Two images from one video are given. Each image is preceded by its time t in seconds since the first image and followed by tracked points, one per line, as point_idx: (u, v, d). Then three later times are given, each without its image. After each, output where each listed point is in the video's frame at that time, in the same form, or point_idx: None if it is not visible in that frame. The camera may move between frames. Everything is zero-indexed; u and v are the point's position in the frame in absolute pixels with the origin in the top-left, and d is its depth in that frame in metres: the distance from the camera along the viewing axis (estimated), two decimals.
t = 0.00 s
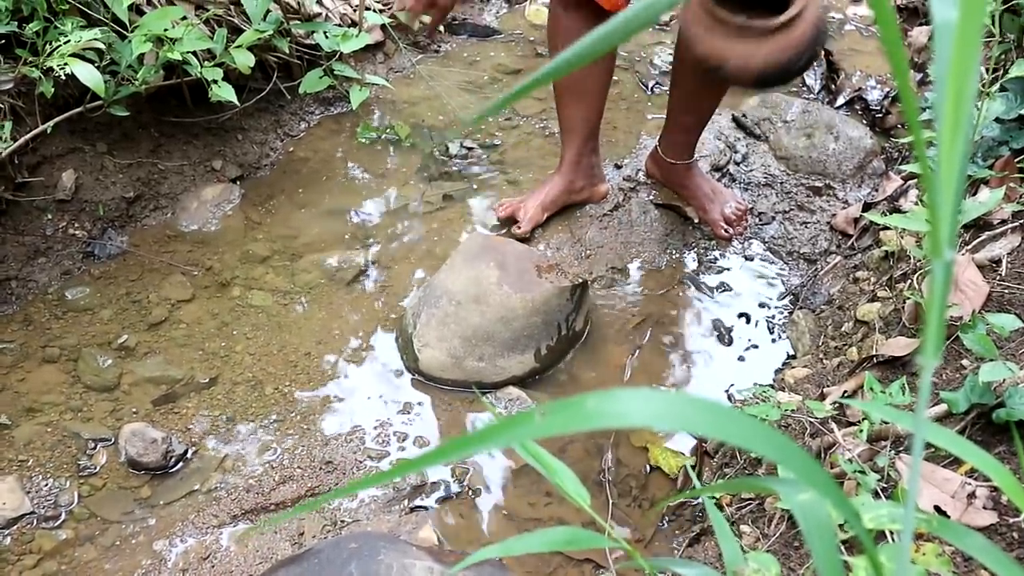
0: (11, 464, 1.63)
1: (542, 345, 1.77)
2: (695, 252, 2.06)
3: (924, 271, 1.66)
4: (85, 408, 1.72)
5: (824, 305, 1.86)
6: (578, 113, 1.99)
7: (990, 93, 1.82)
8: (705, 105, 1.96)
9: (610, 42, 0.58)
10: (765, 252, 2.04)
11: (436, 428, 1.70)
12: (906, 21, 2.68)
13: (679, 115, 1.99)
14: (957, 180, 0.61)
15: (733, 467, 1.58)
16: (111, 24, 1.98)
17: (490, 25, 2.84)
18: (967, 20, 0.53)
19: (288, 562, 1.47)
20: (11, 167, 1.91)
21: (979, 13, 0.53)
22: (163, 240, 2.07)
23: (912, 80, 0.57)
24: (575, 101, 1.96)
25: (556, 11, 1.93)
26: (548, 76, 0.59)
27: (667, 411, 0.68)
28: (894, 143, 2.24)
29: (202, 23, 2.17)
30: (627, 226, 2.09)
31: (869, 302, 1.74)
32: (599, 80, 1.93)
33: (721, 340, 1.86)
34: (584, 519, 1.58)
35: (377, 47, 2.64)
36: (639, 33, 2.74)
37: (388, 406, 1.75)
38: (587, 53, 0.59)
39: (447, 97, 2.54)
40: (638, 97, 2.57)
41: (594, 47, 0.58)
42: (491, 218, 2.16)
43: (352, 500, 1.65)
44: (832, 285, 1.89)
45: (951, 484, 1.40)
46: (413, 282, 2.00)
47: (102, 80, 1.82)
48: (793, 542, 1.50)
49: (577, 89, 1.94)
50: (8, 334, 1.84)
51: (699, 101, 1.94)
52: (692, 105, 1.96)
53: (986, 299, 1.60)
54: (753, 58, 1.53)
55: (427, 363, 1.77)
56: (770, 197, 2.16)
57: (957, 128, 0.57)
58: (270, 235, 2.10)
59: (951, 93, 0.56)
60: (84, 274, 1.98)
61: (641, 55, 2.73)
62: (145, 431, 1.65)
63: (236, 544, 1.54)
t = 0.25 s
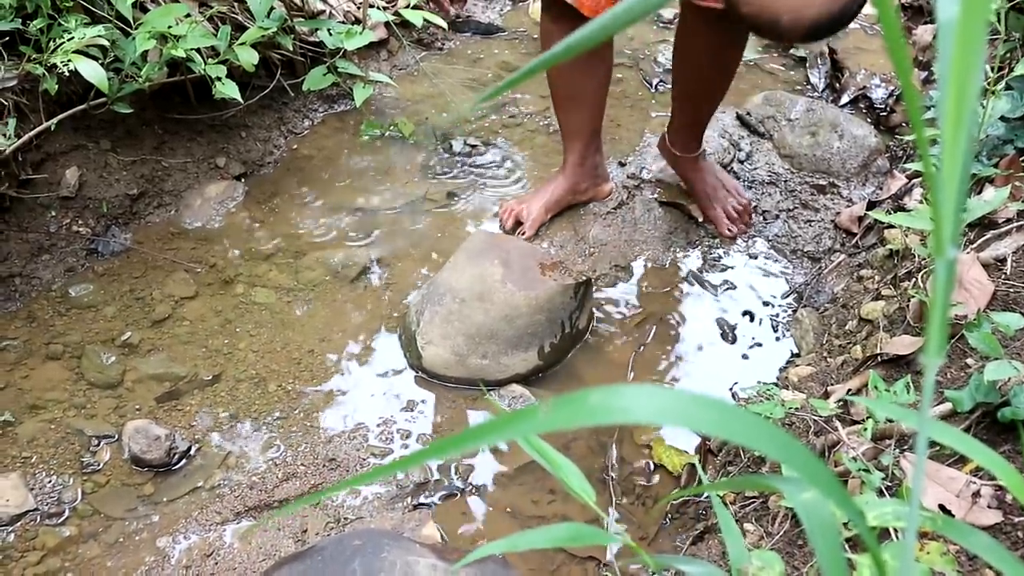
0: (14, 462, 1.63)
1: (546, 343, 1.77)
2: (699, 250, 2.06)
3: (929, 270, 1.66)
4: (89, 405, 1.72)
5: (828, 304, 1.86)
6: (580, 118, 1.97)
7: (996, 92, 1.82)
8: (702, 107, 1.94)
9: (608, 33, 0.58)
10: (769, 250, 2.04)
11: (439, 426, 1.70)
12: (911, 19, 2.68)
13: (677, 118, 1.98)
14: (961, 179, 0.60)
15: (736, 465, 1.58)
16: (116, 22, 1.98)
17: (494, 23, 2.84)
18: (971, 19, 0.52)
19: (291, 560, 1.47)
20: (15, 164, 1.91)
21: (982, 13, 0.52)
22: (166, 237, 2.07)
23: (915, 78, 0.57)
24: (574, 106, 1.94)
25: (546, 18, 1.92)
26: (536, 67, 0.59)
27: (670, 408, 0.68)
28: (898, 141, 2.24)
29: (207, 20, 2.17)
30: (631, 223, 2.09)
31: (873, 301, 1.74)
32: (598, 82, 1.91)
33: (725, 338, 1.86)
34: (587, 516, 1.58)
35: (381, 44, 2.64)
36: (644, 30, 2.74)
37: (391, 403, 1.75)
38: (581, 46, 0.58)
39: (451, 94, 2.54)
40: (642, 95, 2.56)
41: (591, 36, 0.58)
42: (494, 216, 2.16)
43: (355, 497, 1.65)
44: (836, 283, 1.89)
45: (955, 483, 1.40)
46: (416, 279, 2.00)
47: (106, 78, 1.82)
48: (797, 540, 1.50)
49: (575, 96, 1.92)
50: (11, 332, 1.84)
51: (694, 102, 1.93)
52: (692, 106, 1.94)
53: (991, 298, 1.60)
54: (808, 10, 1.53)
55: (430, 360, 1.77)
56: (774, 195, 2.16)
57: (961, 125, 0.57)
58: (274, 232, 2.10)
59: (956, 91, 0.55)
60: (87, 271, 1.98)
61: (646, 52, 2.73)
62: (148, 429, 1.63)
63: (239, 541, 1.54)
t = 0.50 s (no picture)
0: (35, 451, 1.64)
1: (563, 336, 1.77)
2: (716, 243, 2.05)
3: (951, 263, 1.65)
4: (109, 396, 1.73)
5: (847, 297, 1.85)
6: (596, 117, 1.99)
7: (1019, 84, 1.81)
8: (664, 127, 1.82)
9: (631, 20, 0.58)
10: (787, 244, 2.03)
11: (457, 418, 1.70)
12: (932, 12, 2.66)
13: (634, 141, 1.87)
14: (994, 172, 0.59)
15: (754, 459, 1.57)
16: (135, 14, 1.99)
17: (512, 16, 2.84)
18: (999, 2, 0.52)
19: (310, 551, 1.48)
20: (35, 156, 1.93)
21: None
22: (184, 229, 2.07)
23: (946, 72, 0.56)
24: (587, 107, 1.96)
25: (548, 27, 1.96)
26: (549, 64, 0.58)
27: (691, 399, 0.68)
28: (919, 136, 2.21)
29: (225, 13, 2.18)
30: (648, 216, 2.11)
31: (893, 295, 1.73)
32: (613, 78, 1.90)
33: (743, 331, 1.85)
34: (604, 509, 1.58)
35: (399, 37, 2.65)
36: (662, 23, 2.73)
37: (409, 396, 1.75)
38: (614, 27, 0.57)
39: (469, 87, 2.55)
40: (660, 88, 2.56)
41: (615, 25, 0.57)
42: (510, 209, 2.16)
43: (373, 489, 1.65)
44: (855, 277, 1.88)
45: (975, 477, 1.40)
46: (434, 272, 2.00)
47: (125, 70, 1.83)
48: (816, 534, 1.50)
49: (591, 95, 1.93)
50: (32, 322, 1.85)
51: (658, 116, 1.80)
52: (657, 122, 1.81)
53: (1012, 292, 1.59)
54: None
55: (448, 353, 1.77)
56: (793, 188, 2.15)
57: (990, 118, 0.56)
58: (291, 224, 2.11)
59: (984, 85, 0.54)
60: (107, 263, 1.99)
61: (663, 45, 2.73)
62: (167, 420, 1.66)
63: (258, 532, 1.55)
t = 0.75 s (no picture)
0: (39, 446, 1.64)
1: (566, 330, 1.77)
2: (719, 238, 2.05)
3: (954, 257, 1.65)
4: (112, 390, 1.74)
5: (850, 292, 1.84)
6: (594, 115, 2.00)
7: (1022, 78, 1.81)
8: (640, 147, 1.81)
9: (631, 19, 0.58)
10: (790, 238, 2.03)
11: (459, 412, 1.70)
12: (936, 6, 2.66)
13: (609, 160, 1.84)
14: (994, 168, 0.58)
15: (757, 453, 1.57)
16: (138, 9, 1.99)
17: (515, 11, 2.84)
18: None
19: (312, 545, 1.48)
20: (39, 151, 1.93)
21: None
22: (188, 224, 2.08)
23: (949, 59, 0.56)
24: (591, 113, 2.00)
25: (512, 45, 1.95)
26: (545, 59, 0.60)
27: (695, 390, 0.68)
28: (922, 129, 2.21)
29: (228, 8, 2.18)
30: (651, 211, 2.11)
31: (895, 289, 1.73)
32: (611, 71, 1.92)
33: (745, 326, 1.85)
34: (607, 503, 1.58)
35: (402, 32, 2.65)
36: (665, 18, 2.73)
37: (412, 390, 1.75)
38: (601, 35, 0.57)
39: (472, 82, 2.55)
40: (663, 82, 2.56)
41: (599, 32, 0.57)
42: (513, 204, 2.15)
43: (376, 483, 1.66)
44: (858, 271, 1.87)
45: (979, 471, 1.40)
46: (437, 266, 2.00)
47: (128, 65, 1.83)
48: (818, 528, 1.50)
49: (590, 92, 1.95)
50: (36, 317, 1.85)
51: (634, 137, 1.78)
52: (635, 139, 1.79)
53: (1015, 285, 1.59)
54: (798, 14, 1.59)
55: (451, 348, 1.77)
56: (796, 183, 2.15)
57: (994, 104, 0.56)
58: (294, 219, 2.11)
59: (989, 67, 0.54)
60: (110, 258, 1.99)
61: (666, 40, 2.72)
62: (170, 414, 1.66)
63: (261, 525, 1.55)
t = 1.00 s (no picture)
0: (41, 439, 1.65)
1: (567, 325, 1.78)
2: (720, 233, 2.05)
3: (955, 251, 1.65)
4: (114, 383, 1.74)
5: (851, 287, 1.84)
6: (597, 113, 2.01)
7: None
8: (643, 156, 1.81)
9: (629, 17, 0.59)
10: (791, 233, 2.03)
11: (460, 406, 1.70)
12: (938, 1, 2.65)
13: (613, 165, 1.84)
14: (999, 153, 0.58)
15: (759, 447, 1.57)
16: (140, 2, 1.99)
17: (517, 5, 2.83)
18: None
19: (313, 538, 1.48)
20: (42, 144, 1.93)
21: None
22: (189, 218, 2.08)
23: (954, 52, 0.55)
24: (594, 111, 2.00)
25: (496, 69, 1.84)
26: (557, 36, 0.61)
27: (697, 377, 0.68)
28: (924, 124, 2.21)
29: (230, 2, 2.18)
30: (652, 205, 2.11)
31: (897, 284, 1.73)
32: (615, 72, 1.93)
33: (747, 320, 1.85)
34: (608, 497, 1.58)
35: (403, 26, 2.65)
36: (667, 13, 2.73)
37: (413, 384, 1.75)
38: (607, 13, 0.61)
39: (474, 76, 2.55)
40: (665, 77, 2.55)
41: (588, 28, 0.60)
42: (515, 198, 2.15)
43: (377, 477, 1.66)
44: (859, 266, 1.87)
45: (979, 465, 1.40)
46: (438, 261, 2.01)
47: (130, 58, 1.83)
48: (819, 522, 1.50)
49: (591, 88, 1.96)
50: (38, 311, 1.85)
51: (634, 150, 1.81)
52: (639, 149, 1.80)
53: (1016, 280, 1.59)
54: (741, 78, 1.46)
55: (452, 342, 1.77)
56: (798, 177, 2.14)
57: (997, 97, 0.55)
58: (295, 213, 2.11)
59: (991, 66, 0.53)
60: (112, 251, 1.99)
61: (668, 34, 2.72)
62: (172, 407, 1.65)
63: (262, 519, 1.56)
